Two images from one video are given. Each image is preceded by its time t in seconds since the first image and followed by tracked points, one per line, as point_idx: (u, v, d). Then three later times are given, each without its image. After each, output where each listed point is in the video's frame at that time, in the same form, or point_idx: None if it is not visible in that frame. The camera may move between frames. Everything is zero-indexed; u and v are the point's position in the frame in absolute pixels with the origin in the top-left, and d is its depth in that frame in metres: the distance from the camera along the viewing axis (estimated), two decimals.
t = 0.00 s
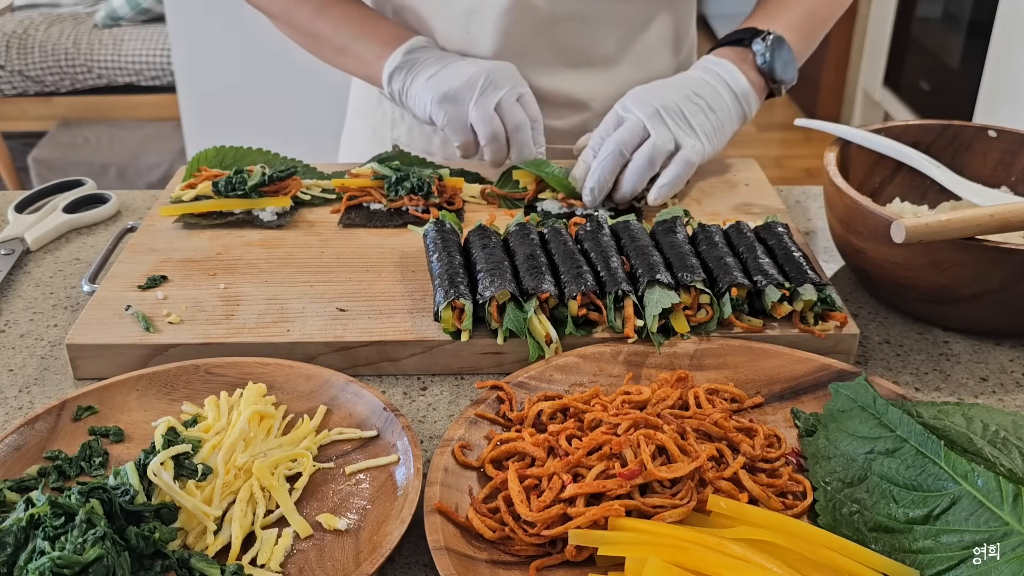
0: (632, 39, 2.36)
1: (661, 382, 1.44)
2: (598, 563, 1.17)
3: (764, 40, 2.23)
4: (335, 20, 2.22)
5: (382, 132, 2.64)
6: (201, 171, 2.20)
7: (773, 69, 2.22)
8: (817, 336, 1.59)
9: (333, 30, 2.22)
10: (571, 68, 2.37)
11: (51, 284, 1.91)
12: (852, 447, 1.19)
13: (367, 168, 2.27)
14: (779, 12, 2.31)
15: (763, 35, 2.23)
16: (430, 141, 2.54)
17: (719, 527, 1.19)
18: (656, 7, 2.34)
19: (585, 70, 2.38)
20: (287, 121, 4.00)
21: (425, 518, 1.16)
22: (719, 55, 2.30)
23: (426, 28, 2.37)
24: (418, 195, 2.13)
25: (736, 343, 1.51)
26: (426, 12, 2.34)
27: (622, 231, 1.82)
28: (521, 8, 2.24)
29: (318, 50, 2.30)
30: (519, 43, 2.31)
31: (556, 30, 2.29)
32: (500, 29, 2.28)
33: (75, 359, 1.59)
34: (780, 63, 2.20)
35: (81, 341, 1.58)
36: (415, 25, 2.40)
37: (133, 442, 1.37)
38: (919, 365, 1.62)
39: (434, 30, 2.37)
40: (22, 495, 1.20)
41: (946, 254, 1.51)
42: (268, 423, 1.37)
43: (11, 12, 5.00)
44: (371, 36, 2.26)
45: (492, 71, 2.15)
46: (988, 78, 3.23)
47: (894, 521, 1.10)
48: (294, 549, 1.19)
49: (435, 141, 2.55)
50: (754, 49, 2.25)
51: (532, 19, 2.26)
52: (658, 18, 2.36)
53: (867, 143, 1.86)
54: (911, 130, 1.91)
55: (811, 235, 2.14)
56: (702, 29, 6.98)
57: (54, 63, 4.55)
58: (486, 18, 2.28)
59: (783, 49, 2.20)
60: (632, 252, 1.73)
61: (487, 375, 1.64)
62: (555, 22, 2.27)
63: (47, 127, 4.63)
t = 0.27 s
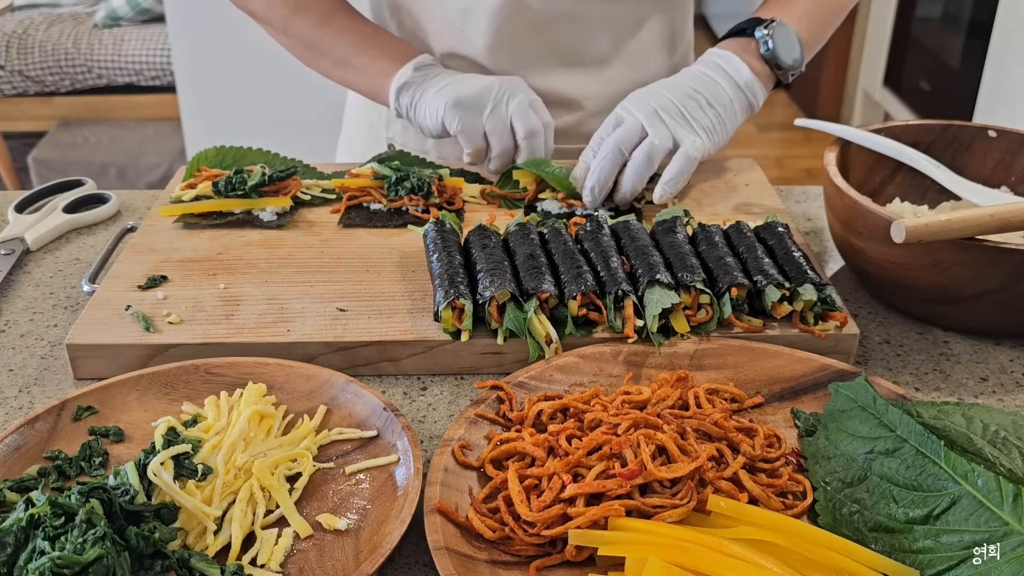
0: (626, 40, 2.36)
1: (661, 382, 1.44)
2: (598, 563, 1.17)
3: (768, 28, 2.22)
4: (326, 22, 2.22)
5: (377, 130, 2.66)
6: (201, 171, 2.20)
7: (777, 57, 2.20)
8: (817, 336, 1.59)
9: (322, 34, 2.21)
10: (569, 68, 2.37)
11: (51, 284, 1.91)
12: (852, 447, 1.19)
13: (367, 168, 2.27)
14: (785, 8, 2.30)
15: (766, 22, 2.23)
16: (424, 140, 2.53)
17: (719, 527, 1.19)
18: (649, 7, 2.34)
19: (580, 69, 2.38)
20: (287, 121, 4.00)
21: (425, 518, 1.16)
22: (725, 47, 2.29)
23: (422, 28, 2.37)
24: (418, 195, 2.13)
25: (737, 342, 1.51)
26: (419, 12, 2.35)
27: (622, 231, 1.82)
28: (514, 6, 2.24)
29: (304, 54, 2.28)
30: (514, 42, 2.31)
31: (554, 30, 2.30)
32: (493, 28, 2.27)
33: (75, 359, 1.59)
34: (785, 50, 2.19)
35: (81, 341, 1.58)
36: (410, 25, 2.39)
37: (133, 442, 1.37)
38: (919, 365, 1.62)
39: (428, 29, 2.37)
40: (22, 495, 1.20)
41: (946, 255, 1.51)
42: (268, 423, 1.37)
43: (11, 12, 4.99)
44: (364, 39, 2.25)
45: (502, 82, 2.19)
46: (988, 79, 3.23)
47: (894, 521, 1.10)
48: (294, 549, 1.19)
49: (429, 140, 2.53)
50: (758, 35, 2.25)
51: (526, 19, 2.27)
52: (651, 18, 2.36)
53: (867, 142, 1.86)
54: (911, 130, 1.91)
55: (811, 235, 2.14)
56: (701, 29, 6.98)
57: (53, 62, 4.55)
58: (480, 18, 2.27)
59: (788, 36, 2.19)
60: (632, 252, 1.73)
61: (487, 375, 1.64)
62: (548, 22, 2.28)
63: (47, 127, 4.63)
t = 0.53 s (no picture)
0: (625, 39, 2.36)
1: (661, 382, 1.44)
2: (598, 563, 1.17)
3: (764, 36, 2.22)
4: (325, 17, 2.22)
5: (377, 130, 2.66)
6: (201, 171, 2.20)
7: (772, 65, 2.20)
8: (817, 336, 1.59)
9: (319, 28, 2.21)
10: (570, 68, 2.37)
11: (51, 284, 1.91)
12: (852, 447, 1.19)
13: (367, 168, 2.27)
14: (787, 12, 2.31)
15: (762, 31, 2.23)
16: (424, 140, 2.53)
17: (719, 527, 1.19)
18: (649, 7, 2.34)
19: (580, 69, 2.38)
20: (287, 121, 4.00)
21: (425, 518, 1.16)
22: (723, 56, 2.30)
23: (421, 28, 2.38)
24: (417, 195, 2.13)
25: (737, 342, 1.51)
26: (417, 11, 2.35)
27: (622, 231, 1.82)
28: (515, 6, 2.24)
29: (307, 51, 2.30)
30: (513, 43, 2.32)
31: (554, 30, 2.29)
32: (493, 28, 2.28)
33: (75, 359, 1.59)
34: (781, 59, 2.19)
35: (81, 341, 1.58)
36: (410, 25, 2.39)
37: (133, 442, 1.37)
38: (919, 365, 1.62)
39: (427, 30, 2.38)
40: (22, 495, 1.20)
41: (946, 255, 1.51)
42: (269, 423, 1.37)
43: (11, 12, 4.99)
44: (364, 35, 2.25)
45: (471, 64, 2.14)
46: (988, 79, 3.23)
47: (894, 521, 1.10)
48: (294, 549, 1.19)
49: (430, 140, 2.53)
50: (753, 45, 2.25)
51: (526, 18, 2.27)
52: (651, 17, 2.36)
53: (867, 142, 1.86)
54: (911, 130, 1.91)
55: (811, 235, 2.14)
56: (701, 29, 6.98)
57: (54, 63, 4.55)
58: (480, 17, 2.28)
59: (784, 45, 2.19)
60: (632, 252, 1.73)
61: (487, 375, 1.64)
62: (548, 21, 2.28)
63: (47, 127, 4.63)
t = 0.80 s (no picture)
0: (625, 40, 2.36)
1: (661, 382, 1.44)
2: (598, 563, 1.17)
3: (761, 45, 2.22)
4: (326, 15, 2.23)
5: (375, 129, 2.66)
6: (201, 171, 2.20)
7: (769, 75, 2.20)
8: (817, 336, 1.59)
9: (316, 28, 2.22)
10: (570, 68, 2.37)
11: (51, 284, 1.91)
12: (852, 447, 1.19)
13: (367, 168, 2.27)
14: (786, 16, 2.31)
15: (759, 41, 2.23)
16: (423, 141, 2.53)
17: (719, 527, 1.19)
18: (649, 7, 2.34)
19: (579, 69, 2.38)
20: (287, 121, 3.99)
21: (425, 518, 1.16)
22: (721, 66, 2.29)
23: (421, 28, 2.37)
24: (417, 195, 2.13)
25: (737, 343, 1.51)
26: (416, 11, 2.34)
27: (622, 231, 1.82)
28: (514, 6, 2.24)
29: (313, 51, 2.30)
30: (512, 43, 2.31)
31: (554, 30, 2.30)
32: (491, 28, 2.27)
33: (75, 359, 1.59)
34: (779, 69, 2.19)
35: (81, 341, 1.58)
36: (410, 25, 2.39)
37: (133, 442, 1.37)
38: (919, 365, 1.62)
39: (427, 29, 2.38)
40: (22, 495, 1.20)
41: (946, 255, 1.51)
42: (269, 423, 1.37)
43: (11, 12, 4.99)
44: (363, 35, 2.24)
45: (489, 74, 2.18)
46: (988, 79, 3.23)
47: (894, 521, 1.10)
48: (294, 549, 1.19)
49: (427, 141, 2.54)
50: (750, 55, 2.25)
51: (525, 18, 2.26)
52: (651, 17, 2.36)
53: (867, 143, 1.86)
54: (911, 130, 1.91)
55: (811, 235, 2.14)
56: (701, 29, 6.98)
57: (54, 63, 4.56)
58: (478, 17, 2.27)
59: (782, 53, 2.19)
60: (631, 252, 1.73)
61: (487, 375, 1.64)
62: (547, 21, 2.28)
63: (47, 127, 4.63)
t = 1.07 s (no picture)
0: (627, 41, 2.36)
1: (661, 382, 1.44)
2: (598, 563, 1.17)
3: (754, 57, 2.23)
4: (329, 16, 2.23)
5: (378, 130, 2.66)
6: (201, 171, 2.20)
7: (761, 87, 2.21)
8: (817, 336, 1.59)
9: (320, 28, 2.23)
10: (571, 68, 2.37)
11: (51, 284, 1.91)
12: (852, 447, 1.19)
13: (367, 168, 2.27)
14: (780, 21, 2.31)
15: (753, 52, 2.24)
16: (425, 140, 2.51)
17: (719, 527, 1.19)
18: (651, 8, 2.34)
19: (581, 69, 2.38)
20: (287, 121, 4.00)
21: (425, 518, 1.16)
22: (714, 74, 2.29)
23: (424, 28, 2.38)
24: (418, 195, 2.13)
25: (737, 343, 1.51)
26: (419, 11, 2.34)
27: (622, 231, 1.82)
28: (516, 6, 2.24)
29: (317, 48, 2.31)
30: (514, 43, 2.31)
31: (555, 30, 2.29)
32: (494, 27, 2.27)
33: (75, 359, 1.59)
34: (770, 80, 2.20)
35: (81, 341, 1.58)
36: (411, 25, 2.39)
37: (133, 442, 1.37)
38: (919, 365, 1.62)
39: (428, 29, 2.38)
40: (22, 495, 1.20)
41: (946, 255, 1.51)
42: (269, 423, 1.37)
43: (11, 12, 5.00)
44: (365, 34, 2.25)
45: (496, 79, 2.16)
46: (988, 79, 3.23)
47: (894, 521, 1.10)
48: (294, 549, 1.19)
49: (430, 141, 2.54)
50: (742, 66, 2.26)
51: (527, 18, 2.26)
52: (654, 18, 2.36)
53: (866, 143, 1.86)
54: (911, 130, 1.91)
55: (811, 235, 2.14)
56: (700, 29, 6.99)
57: (53, 63, 4.56)
58: (481, 16, 2.27)
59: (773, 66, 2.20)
60: (631, 252, 1.73)
61: (487, 375, 1.64)
62: (550, 21, 2.28)
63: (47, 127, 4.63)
